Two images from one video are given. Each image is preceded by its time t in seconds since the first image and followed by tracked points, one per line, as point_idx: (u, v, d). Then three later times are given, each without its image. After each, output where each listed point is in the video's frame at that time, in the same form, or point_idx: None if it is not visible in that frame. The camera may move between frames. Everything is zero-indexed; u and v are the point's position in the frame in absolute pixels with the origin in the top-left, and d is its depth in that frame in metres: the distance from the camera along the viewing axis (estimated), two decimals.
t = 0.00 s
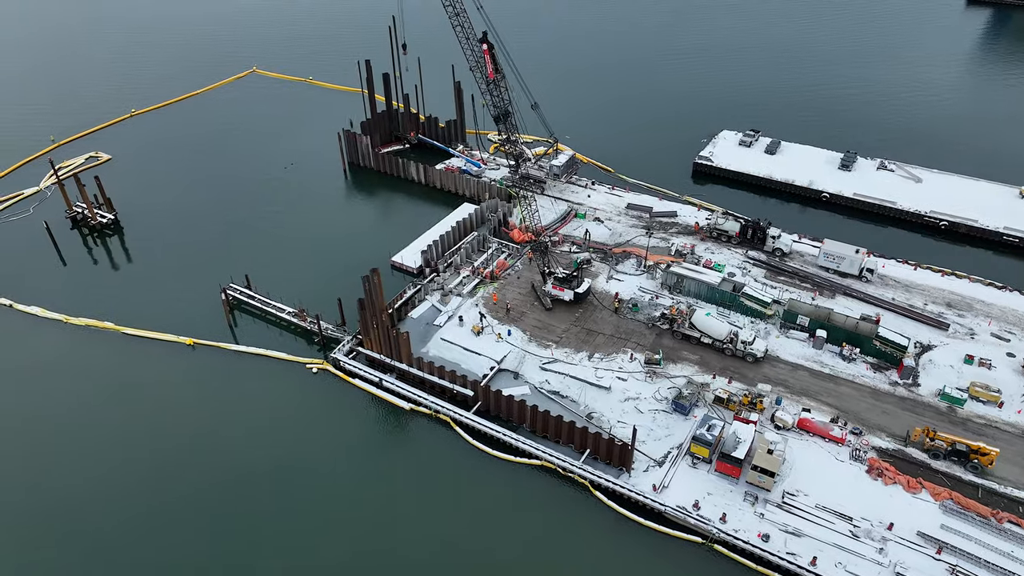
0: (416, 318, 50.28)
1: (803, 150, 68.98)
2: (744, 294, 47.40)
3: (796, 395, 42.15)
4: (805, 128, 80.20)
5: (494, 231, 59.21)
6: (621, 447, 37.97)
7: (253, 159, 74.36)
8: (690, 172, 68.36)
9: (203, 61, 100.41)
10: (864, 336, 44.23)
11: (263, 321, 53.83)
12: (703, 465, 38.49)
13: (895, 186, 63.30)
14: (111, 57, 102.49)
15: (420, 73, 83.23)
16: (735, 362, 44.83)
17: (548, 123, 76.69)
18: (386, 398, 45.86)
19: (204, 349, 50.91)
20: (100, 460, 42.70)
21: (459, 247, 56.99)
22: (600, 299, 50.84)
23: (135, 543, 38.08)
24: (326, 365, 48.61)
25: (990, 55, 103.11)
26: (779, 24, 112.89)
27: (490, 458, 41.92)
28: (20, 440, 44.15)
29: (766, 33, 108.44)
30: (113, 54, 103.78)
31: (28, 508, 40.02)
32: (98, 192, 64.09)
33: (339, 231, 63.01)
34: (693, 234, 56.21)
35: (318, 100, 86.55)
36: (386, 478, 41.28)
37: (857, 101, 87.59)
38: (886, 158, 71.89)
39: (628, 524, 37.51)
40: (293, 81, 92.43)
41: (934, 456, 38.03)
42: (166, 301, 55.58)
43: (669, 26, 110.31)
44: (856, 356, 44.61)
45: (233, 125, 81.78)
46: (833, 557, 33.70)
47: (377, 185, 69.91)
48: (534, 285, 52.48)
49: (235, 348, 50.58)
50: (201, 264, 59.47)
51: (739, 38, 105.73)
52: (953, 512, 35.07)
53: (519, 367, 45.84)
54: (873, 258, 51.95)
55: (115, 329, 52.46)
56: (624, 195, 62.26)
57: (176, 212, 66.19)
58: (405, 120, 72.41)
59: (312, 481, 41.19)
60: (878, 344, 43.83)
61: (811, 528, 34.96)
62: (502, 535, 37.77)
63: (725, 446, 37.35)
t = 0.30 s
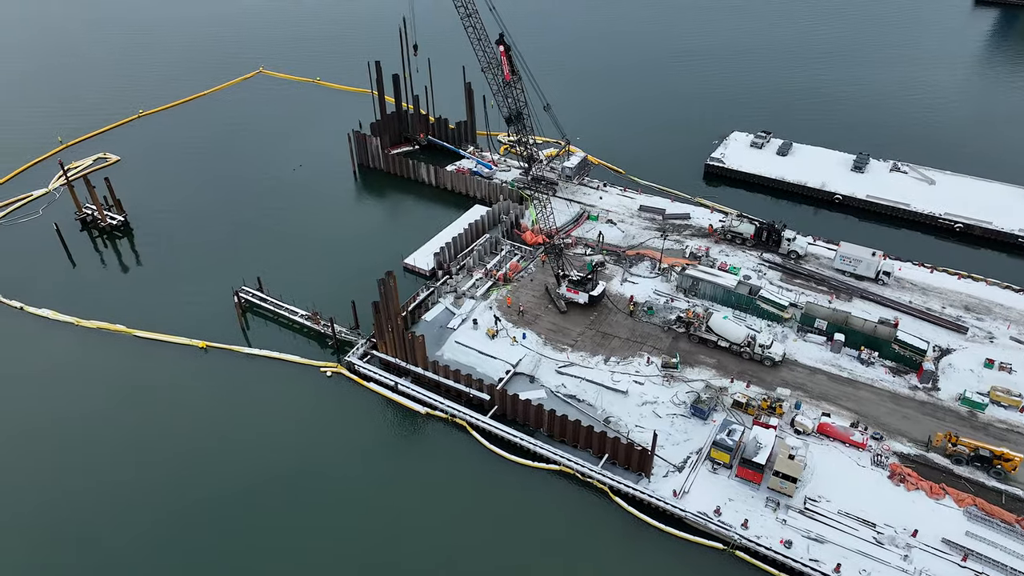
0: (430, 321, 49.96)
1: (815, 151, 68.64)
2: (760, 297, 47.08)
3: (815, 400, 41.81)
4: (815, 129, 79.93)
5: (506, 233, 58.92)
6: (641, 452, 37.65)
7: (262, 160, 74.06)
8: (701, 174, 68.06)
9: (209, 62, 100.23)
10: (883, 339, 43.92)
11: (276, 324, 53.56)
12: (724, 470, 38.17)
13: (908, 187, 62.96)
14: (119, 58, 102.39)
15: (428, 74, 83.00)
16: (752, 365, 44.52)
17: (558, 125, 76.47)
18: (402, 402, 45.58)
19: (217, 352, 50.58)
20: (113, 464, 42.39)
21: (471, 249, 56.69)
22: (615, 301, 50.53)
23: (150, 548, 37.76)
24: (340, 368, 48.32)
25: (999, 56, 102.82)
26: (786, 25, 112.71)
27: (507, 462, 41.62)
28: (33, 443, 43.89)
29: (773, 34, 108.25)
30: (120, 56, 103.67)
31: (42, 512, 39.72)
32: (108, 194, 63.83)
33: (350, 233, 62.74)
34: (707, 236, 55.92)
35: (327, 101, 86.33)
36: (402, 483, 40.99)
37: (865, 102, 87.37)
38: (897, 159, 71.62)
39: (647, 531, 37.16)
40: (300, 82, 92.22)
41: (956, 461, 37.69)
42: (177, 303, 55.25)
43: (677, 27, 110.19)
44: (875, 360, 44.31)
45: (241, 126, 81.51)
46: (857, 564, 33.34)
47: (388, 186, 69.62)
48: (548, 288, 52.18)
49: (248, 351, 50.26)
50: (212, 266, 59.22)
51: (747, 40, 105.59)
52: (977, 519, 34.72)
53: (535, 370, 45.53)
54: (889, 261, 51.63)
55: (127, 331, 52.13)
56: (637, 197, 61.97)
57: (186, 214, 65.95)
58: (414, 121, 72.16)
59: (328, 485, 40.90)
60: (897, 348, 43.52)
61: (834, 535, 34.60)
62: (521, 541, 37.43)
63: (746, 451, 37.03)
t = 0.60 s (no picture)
0: (443, 324, 49.66)
1: (826, 153, 68.33)
2: (777, 300, 46.77)
3: (834, 404, 41.51)
4: (825, 130, 79.64)
5: (518, 235, 58.64)
6: (660, 457, 37.39)
7: (271, 161, 73.80)
8: (713, 175, 67.80)
9: (216, 62, 99.96)
10: (901, 343, 43.61)
11: (289, 327, 53.31)
12: (743, 476, 37.87)
13: (921, 190, 62.63)
14: (124, 58, 102.08)
15: (437, 75, 82.79)
16: (769, 370, 44.23)
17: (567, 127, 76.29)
18: (417, 406, 45.30)
19: (229, 355, 50.23)
20: (126, 467, 42.08)
21: (483, 252, 56.41)
22: (629, 305, 50.24)
23: (166, 553, 37.41)
24: (354, 372, 48.04)
25: (1007, 56, 102.57)
26: (793, 26, 112.58)
27: (524, 467, 41.33)
28: (46, 446, 43.59)
29: (780, 36, 108.08)
30: (126, 55, 103.31)
31: (55, 515, 39.39)
32: (118, 195, 63.52)
33: (361, 235, 62.44)
34: (721, 239, 55.62)
35: (335, 102, 86.06)
36: (418, 487, 40.71)
37: (875, 103, 87.00)
38: (909, 160, 71.26)
39: (670, 537, 36.79)
40: (308, 83, 91.98)
41: (978, 467, 37.35)
42: (188, 305, 54.93)
43: (684, 28, 110.03)
44: (893, 364, 44.00)
45: (249, 127, 81.26)
46: (881, 571, 33.01)
47: (397, 188, 69.36)
48: (561, 291, 51.86)
49: (261, 355, 49.96)
50: (223, 267, 58.91)
51: (754, 40, 105.42)
52: (1001, 526, 34.37)
53: (550, 374, 45.21)
54: (905, 264, 51.32)
55: (139, 334, 51.80)
56: (649, 199, 61.69)
57: (196, 215, 65.66)
58: (424, 122, 71.87)
59: (343, 489, 40.62)
60: (916, 352, 43.20)
61: (857, 541, 34.25)
62: (540, 547, 37.12)
63: (766, 457, 36.73)
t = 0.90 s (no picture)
0: (456, 327, 49.36)
1: (838, 155, 68.03)
2: (793, 304, 46.46)
3: (853, 409, 41.20)
4: (835, 132, 79.37)
5: (530, 238, 58.35)
6: (679, 463, 37.09)
7: (279, 163, 73.57)
8: (724, 177, 67.55)
9: (222, 63, 99.83)
10: (919, 347, 43.29)
11: (301, 331, 52.95)
12: (764, 482, 37.57)
13: (935, 192, 62.31)
14: (131, 60, 101.98)
15: (446, 77, 82.58)
16: (787, 374, 43.92)
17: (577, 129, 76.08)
18: (432, 411, 44.99)
19: (242, 359, 49.94)
20: (140, 473, 41.81)
21: (496, 254, 56.13)
22: (644, 308, 49.93)
23: (183, 560, 37.15)
24: (368, 376, 47.76)
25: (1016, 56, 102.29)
26: (800, 28, 112.52)
27: (541, 472, 41.01)
28: (59, 452, 43.25)
29: (787, 37, 108.01)
30: (133, 57, 103.02)
31: (70, 523, 39.08)
32: (128, 197, 63.24)
33: (371, 237, 62.13)
34: (735, 242, 55.30)
35: (343, 104, 85.88)
36: (435, 493, 40.42)
37: (885, 104, 86.64)
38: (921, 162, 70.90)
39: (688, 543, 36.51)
40: (315, 84, 91.82)
41: (1001, 473, 37.01)
42: (199, 308, 54.64)
43: (691, 30, 109.97)
44: (911, 369, 43.66)
45: (257, 129, 81.07)
46: None
47: (407, 190, 69.12)
48: (575, 293, 51.53)
49: (274, 358, 49.67)
50: (234, 270, 58.59)
51: (761, 42, 105.33)
52: None
53: (566, 378, 44.89)
54: (921, 267, 51.03)
55: (151, 337, 51.47)
56: (661, 201, 61.40)
57: (205, 218, 65.34)
58: (433, 124, 71.61)
59: (359, 496, 40.32)
60: (935, 356, 42.88)
61: (881, 548, 33.91)
62: (559, 554, 36.81)
63: (787, 463, 36.42)
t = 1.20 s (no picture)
0: (470, 330, 49.07)
1: (850, 157, 67.74)
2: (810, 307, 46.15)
3: (872, 413, 40.86)
4: (845, 132, 79.05)
5: (542, 239, 58.06)
6: (700, 468, 36.79)
7: (288, 164, 73.28)
8: (735, 179, 67.26)
9: (229, 64, 99.69)
10: (938, 350, 42.99)
11: (314, 333, 52.67)
12: (784, 487, 37.25)
13: (948, 194, 61.97)
14: (136, 60, 101.75)
15: (454, 78, 82.37)
16: (805, 378, 43.58)
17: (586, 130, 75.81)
18: (448, 415, 44.71)
19: (255, 362, 49.64)
20: (156, 477, 41.57)
21: (508, 256, 55.85)
22: (659, 311, 49.63)
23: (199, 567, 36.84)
24: (382, 379, 47.49)
25: None
26: (807, 28, 112.31)
27: (558, 477, 40.72)
28: (73, 456, 42.96)
29: (795, 38, 107.76)
30: (139, 57, 102.73)
31: (86, 528, 38.78)
32: (137, 199, 62.86)
33: (382, 238, 61.82)
34: (749, 244, 55.00)
35: (351, 104, 85.61)
36: (452, 498, 40.16)
37: (895, 105, 86.27)
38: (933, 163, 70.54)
39: (712, 549, 36.13)
40: (322, 84, 91.57)
41: None
42: (210, 310, 54.32)
43: (697, 31, 109.79)
44: (930, 372, 43.33)
45: (264, 129, 80.79)
46: None
47: (417, 191, 68.84)
48: (589, 296, 51.20)
49: (287, 361, 49.38)
50: (245, 272, 58.30)
51: (769, 43, 105.08)
52: None
53: (581, 382, 44.57)
54: (937, 270, 50.72)
55: (163, 340, 51.08)
56: (673, 203, 61.11)
57: (215, 219, 65.05)
58: (443, 125, 71.34)
59: (376, 501, 40.06)
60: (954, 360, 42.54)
61: (905, 555, 33.55)
62: (579, 559, 36.52)
63: (808, 468, 36.10)
